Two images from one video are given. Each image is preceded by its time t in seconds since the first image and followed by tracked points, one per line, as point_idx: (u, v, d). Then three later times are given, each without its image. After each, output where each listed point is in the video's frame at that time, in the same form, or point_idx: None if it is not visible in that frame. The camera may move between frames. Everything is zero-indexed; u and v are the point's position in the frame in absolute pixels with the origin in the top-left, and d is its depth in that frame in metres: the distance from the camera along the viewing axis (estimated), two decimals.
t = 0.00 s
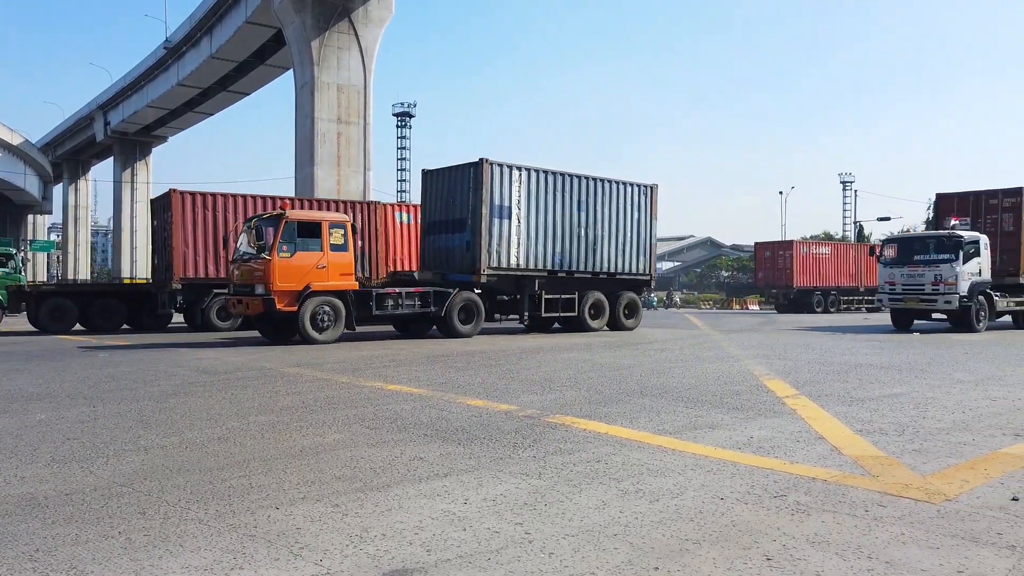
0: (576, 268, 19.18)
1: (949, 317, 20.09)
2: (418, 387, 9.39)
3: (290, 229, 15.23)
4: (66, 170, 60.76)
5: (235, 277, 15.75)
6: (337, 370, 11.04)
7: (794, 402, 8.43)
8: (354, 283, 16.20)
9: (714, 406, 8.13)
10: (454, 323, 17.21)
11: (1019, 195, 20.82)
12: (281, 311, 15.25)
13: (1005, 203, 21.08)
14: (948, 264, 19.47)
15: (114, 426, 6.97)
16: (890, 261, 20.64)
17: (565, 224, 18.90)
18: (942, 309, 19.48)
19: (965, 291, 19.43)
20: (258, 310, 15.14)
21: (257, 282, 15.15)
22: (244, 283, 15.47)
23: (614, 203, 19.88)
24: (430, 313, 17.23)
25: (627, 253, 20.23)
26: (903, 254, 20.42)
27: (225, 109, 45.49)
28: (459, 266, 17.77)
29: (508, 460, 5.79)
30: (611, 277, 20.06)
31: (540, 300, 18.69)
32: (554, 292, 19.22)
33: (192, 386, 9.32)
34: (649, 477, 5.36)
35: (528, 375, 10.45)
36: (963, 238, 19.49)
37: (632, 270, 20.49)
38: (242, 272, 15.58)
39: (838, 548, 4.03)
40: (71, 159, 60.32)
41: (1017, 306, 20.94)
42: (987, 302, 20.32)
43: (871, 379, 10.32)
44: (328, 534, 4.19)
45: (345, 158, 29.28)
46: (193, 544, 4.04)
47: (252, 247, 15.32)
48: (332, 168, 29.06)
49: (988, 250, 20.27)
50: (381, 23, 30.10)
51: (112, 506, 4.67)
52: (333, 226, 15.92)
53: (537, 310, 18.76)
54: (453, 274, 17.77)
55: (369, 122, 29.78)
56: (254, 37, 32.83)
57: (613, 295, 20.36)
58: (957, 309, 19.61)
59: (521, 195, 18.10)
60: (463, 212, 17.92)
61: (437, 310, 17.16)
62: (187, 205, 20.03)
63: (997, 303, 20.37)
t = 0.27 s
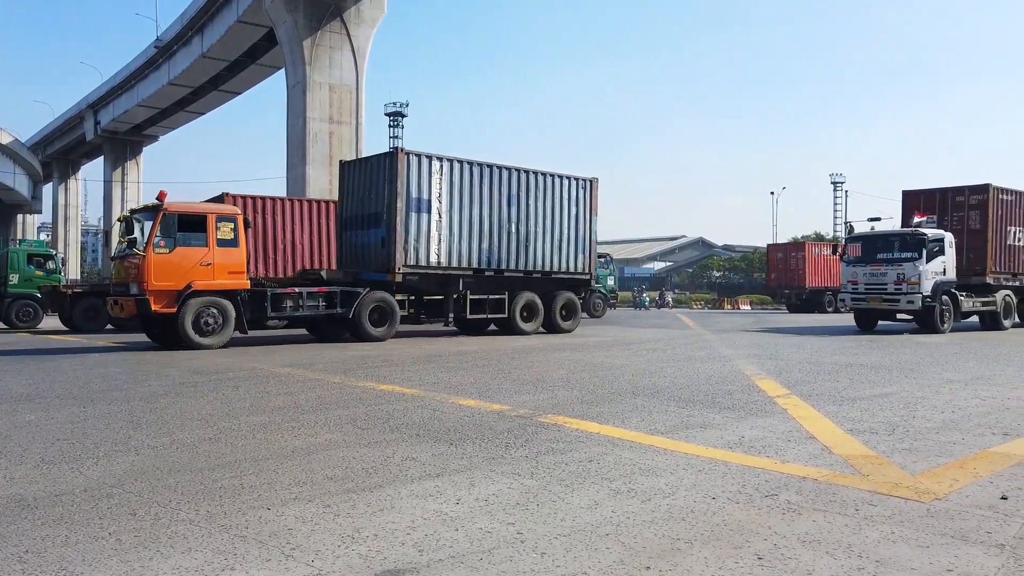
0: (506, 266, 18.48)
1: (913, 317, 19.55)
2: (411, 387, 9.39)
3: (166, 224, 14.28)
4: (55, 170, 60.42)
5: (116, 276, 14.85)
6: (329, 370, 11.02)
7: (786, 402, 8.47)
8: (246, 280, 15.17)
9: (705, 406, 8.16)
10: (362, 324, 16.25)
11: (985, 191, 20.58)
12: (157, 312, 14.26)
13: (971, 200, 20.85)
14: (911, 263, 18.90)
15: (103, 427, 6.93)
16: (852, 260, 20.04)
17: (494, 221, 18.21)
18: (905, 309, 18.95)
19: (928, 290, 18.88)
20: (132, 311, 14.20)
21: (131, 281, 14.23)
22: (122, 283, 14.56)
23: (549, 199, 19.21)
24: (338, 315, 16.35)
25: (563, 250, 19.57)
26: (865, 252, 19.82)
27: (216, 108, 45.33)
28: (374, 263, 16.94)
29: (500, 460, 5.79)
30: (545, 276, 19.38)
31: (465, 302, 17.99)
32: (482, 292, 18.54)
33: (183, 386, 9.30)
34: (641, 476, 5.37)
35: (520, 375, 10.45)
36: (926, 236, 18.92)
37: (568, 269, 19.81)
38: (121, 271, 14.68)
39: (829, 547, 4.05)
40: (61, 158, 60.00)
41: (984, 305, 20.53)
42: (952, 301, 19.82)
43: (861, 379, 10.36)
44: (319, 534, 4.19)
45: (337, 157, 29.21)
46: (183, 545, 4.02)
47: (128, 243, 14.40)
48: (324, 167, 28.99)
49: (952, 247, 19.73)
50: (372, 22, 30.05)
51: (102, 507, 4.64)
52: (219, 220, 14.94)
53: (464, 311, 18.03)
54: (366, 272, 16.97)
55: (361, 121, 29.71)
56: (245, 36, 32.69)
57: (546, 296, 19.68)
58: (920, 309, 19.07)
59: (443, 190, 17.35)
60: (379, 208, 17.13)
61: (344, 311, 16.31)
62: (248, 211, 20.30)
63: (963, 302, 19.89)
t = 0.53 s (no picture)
0: (428, 263, 17.13)
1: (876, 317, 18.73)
2: (403, 386, 9.38)
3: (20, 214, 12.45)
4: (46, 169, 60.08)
5: None
6: (322, 370, 10.99)
7: (777, 401, 8.49)
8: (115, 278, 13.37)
9: (697, 405, 8.17)
10: (260, 329, 14.62)
11: (950, 187, 19.72)
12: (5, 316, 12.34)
13: (936, 197, 19.97)
14: (873, 261, 17.97)
15: (94, 427, 6.91)
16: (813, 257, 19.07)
17: (413, 215, 16.83)
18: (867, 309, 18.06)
19: (891, 290, 18.01)
20: None
21: None
22: None
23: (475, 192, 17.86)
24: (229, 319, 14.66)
25: (492, 246, 18.26)
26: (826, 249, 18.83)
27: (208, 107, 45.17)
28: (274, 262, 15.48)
29: (493, 460, 5.79)
30: (475, 275, 18.03)
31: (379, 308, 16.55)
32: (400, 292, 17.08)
33: (175, 386, 9.29)
34: (633, 476, 5.38)
35: (513, 375, 10.45)
36: (888, 233, 17.97)
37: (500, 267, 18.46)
38: None
39: (820, 546, 4.06)
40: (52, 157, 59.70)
41: (949, 305, 19.77)
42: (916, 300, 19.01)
43: (853, 378, 10.38)
44: (311, 535, 4.18)
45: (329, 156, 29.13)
46: (174, 546, 4.01)
47: None
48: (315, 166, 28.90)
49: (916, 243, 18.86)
50: (365, 21, 29.98)
51: (92, 508, 4.62)
52: (85, 212, 13.15)
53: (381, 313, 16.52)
54: (264, 271, 15.51)
55: (353, 120, 29.63)
56: (237, 35, 32.58)
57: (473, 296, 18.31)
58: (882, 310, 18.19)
59: (353, 180, 15.89)
60: (279, 200, 15.60)
61: (236, 313, 14.61)
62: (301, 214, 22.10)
63: (928, 301, 19.11)
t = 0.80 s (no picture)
0: (338, 260, 15.88)
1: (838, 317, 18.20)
2: (396, 387, 9.38)
3: None
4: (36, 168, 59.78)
5: None
6: (314, 370, 10.97)
7: (769, 401, 8.52)
8: None
9: (690, 405, 8.19)
10: (133, 334, 13.18)
11: (914, 184, 19.08)
12: None
13: (901, 193, 19.32)
14: (833, 259, 17.45)
15: (85, 428, 6.88)
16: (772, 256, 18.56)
17: (320, 208, 15.53)
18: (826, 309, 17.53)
19: (851, 289, 17.50)
20: None
21: None
22: None
23: (392, 181, 16.60)
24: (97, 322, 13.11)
25: (413, 243, 17.05)
26: (786, 247, 18.35)
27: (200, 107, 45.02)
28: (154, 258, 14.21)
29: (486, 460, 5.79)
30: (392, 272, 16.81)
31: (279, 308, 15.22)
32: (306, 291, 15.77)
33: (168, 386, 9.29)
34: (626, 476, 5.38)
35: (506, 375, 10.45)
36: (848, 230, 17.51)
37: (422, 263, 17.25)
38: None
39: (812, 545, 4.08)
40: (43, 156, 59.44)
41: (914, 305, 19.18)
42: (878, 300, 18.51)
43: (845, 378, 10.42)
44: (304, 535, 4.17)
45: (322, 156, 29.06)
46: (166, 547, 3.99)
47: None
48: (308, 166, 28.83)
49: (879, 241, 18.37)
50: (358, 21, 29.92)
51: (85, 509, 4.59)
52: None
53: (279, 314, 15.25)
54: (143, 267, 14.19)
55: (347, 120, 29.57)
56: (229, 34, 32.52)
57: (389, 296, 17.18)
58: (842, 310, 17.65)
59: (247, 170, 14.60)
60: (162, 190, 14.34)
61: (103, 316, 13.10)
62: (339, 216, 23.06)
63: (891, 301, 18.61)
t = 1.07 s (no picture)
0: (229, 256, 14.75)
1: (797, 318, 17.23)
2: (390, 386, 9.37)
3: None
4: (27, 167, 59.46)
5: None
6: (308, 370, 10.96)
7: (763, 400, 8.54)
8: None
9: (683, 405, 8.22)
10: None
11: (877, 178, 18.27)
12: None
13: (863, 188, 18.51)
14: (789, 259, 16.58)
15: (76, 429, 6.85)
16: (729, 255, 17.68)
17: (204, 199, 14.31)
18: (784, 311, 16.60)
19: (810, 290, 16.57)
20: None
21: None
22: None
23: (286, 170, 15.42)
24: None
25: (315, 238, 15.93)
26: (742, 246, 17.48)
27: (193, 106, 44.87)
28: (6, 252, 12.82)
29: (480, 460, 5.79)
30: (290, 269, 15.64)
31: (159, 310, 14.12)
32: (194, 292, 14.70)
33: (162, 386, 9.28)
34: (620, 476, 5.39)
35: (501, 374, 10.46)
36: (806, 228, 16.63)
37: (323, 259, 16.09)
38: None
39: (806, 544, 4.09)
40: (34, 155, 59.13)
41: (877, 306, 18.35)
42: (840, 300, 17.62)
43: (837, 378, 10.47)
44: (298, 536, 4.16)
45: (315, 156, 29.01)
46: (159, 548, 3.98)
47: None
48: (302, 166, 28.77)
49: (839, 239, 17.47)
50: (352, 20, 29.89)
51: (77, 510, 4.57)
52: None
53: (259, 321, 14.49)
54: None
55: (340, 120, 29.53)
56: (223, 33, 32.42)
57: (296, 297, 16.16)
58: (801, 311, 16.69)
59: (116, 156, 13.27)
60: (17, 178, 12.90)
61: None
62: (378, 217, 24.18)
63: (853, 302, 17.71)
